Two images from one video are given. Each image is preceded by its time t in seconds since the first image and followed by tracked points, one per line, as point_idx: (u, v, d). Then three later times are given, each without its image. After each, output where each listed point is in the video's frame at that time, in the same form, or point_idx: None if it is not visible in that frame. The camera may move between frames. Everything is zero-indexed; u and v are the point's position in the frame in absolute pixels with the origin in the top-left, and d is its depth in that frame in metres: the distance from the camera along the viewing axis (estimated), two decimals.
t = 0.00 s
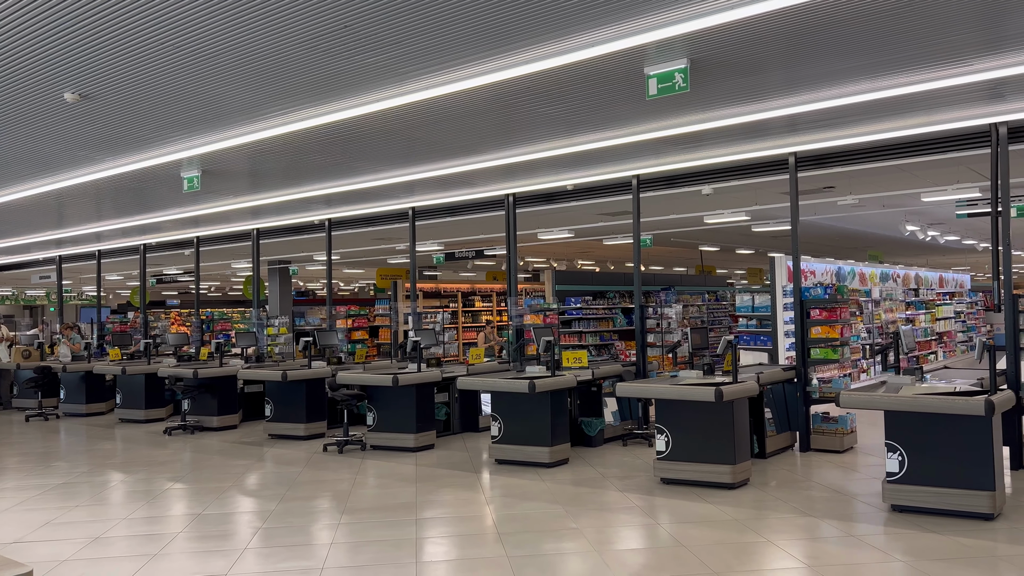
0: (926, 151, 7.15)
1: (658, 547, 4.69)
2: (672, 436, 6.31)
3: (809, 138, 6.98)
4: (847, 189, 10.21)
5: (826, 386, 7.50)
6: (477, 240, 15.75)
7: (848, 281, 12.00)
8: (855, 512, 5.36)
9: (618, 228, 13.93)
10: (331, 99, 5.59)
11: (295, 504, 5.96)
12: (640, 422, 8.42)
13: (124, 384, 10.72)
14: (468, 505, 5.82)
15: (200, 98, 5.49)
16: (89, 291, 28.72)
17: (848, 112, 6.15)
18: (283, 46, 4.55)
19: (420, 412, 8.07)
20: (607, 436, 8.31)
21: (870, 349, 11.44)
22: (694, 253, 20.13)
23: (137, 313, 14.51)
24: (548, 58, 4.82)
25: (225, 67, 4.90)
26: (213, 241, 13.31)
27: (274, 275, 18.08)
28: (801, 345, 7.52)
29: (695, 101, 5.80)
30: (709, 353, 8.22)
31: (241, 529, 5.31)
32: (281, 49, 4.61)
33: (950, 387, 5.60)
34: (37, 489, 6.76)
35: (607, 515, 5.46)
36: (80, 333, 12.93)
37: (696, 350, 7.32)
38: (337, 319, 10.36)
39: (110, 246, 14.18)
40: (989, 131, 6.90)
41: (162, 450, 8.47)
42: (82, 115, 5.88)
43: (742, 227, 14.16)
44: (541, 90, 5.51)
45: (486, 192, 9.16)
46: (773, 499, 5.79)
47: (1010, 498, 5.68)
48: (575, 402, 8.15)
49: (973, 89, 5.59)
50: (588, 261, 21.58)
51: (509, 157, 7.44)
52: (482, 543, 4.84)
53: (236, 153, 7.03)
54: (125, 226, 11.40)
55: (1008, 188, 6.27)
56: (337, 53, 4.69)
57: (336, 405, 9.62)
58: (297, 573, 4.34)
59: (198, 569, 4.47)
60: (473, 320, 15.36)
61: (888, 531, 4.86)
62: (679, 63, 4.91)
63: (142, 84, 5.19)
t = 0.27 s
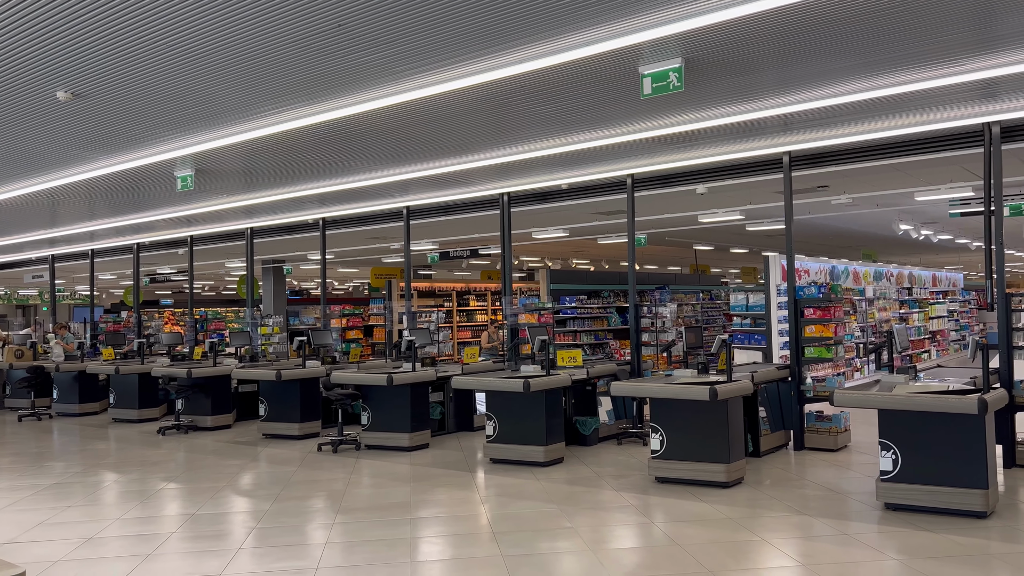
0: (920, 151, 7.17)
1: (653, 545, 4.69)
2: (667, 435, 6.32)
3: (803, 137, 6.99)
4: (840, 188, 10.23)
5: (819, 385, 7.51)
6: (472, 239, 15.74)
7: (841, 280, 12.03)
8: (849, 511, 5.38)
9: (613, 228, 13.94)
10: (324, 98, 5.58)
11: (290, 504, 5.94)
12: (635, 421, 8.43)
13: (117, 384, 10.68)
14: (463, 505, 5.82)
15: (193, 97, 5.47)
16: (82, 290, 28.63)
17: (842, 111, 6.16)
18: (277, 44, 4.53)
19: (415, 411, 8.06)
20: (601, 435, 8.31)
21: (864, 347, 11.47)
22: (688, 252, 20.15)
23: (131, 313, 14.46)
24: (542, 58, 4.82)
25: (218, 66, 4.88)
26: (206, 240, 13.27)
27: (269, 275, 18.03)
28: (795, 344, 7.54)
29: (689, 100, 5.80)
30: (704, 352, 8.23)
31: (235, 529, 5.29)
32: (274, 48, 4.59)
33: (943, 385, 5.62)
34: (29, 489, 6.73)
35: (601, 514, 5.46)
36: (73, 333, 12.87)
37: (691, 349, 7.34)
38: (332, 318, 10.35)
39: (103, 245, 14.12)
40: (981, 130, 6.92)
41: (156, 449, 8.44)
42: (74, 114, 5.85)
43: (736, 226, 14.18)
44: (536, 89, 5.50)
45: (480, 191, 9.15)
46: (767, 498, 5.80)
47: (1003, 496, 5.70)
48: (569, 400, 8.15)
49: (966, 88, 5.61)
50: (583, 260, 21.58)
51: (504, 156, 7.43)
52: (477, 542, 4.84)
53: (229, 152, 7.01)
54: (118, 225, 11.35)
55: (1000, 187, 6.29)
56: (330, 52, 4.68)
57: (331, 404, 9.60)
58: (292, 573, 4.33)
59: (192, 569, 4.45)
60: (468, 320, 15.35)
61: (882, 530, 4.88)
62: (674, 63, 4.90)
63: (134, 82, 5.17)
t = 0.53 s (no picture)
0: (915, 150, 7.19)
1: (649, 544, 4.69)
2: (663, 434, 6.33)
3: (798, 136, 7.00)
4: (836, 187, 10.25)
5: (815, 383, 7.53)
6: (468, 238, 15.73)
7: (837, 278, 12.05)
8: (845, 508, 5.39)
9: (609, 226, 13.94)
10: (319, 97, 5.57)
11: (286, 503, 5.94)
12: (631, 419, 8.43)
13: (112, 383, 10.65)
14: (459, 503, 5.82)
15: (188, 95, 5.45)
16: (77, 289, 28.55)
17: (837, 110, 6.17)
18: (272, 43, 4.52)
19: (411, 410, 8.06)
20: (598, 433, 8.31)
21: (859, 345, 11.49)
22: (684, 251, 20.16)
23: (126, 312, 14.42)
24: (537, 56, 4.82)
25: (213, 64, 4.87)
26: (202, 239, 13.24)
27: (264, 273, 18.00)
28: (791, 342, 7.55)
29: (684, 98, 5.80)
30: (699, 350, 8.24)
31: (231, 528, 5.29)
32: (269, 46, 4.59)
33: (938, 384, 5.63)
34: (24, 489, 6.71)
35: (598, 512, 5.47)
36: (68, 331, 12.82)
37: (687, 348, 7.35)
38: (328, 317, 10.33)
39: (98, 244, 14.08)
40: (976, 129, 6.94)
41: (151, 449, 8.42)
42: (69, 112, 5.83)
43: (732, 224, 14.19)
44: (531, 87, 5.50)
45: (477, 190, 9.15)
46: (763, 496, 5.82)
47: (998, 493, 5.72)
48: (565, 399, 8.15)
49: (961, 87, 5.62)
50: (579, 259, 21.58)
51: (500, 155, 7.43)
52: (473, 541, 4.84)
53: (225, 150, 7.00)
54: (113, 224, 11.32)
55: (995, 185, 6.31)
56: (325, 51, 4.68)
57: (327, 403, 9.60)
58: (288, 572, 4.32)
59: (188, 568, 4.45)
60: (464, 318, 15.33)
61: (878, 527, 4.89)
62: (669, 61, 4.90)
63: (129, 81, 5.16)
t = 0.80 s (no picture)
0: (912, 148, 7.19)
1: (647, 541, 4.70)
2: (661, 432, 6.33)
3: (796, 134, 7.01)
4: (833, 185, 10.26)
5: (812, 380, 7.54)
6: (466, 236, 15.73)
7: (835, 276, 12.06)
8: (843, 506, 5.40)
9: (607, 224, 13.94)
10: (317, 94, 5.56)
11: (284, 501, 5.94)
12: (629, 417, 8.44)
13: (110, 381, 10.64)
14: (457, 501, 5.82)
15: (185, 93, 5.44)
16: (74, 287, 28.52)
17: (835, 108, 6.18)
18: (268, 41, 4.52)
19: (409, 408, 8.06)
20: (596, 431, 8.32)
21: (857, 343, 11.50)
22: (683, 249, 20.17)
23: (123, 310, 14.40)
24: (535, 54, 4.81)
25: (210, 62, 4.86)
26: (199, 237, 13.23)
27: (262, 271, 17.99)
28: (789, 340, 7.56)
29: (682, 96, 5.80)
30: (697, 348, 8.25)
31: (229, 526, 5.29)
32: (266, 44, 4.58)
33: (936, 381, 5.64)
34: (22, 487, 6.70)
35: (596, 510, 5.47)
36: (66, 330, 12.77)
37: (685, 346, 7.35)
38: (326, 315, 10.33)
39: (95, 242, 14.05)
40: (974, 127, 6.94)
41: (149, 447, 8.41)
42: (66, 110, 5.82)
43: (730, 222, 14.19)
44: (529, 85, 5.50)
45: (474, 188, 9.15)
46: (761, 493, 5.82)
47: (995, 490, 5.73)
48: (564, 397, 8.15)
49: (959, 85, 5.63)
50: (577, 257, 21.58)
51: (497, 153, 7.43)
52: (472, 538, 4.84)
53: (222, 148, 6.98)
54: (110, 222, 11.31)
55: (993, 183, 6.30)
56: (323, 49, 4.67)
57: (325, 401, 9.60)
58: (286, 570, 4.32)
59: (186, 566, 4.45)
60: (462, 316, 15.33)
61: (875, 525, 4.91)
62: (667, 59, 4.90)
63: (127, 78, 5.15)
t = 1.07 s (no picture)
0: (911, 145, 7.19)
1: (646, 538, 4.71)
2: (660, 429, 6.33)
3: (795, 131, 7.00)
4: (832, 182, 10.26)
5: (811, 378, 7.54)
6: (465, 234, 15.72)
7: (833, 273, 12.07)
8: (842, 503, 5.41)
9: (606, 222, 13.93)
10: (317, 91, 5.55)
11: (283, 499, 5.94)
12: (628, 414, 8.44)
13: (109, 379, 10.63)
14: (456, 499, 5.83)
15: (184, 91, 5.44)
16: (72, 285, 28.51)
17: (834, 105, 6.18)
18: (267, 38, 4.52)
19: (408, 405, 8.06)
20: (595, 429, 8.32)
21: (856, 341, 11.52)
22: (682, 246, 20.18)
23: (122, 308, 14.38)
24: (534, 51, 4.81)
25: (210, 60, 4.85)
26: (198, 235, 13.22)
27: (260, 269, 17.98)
28: (788, 338, 7.56)
29: (682, 93, 5.79)
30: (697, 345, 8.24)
31: (229, 524, 5.29)
32: (265, 42, 4.58)
33: (935, 378, 5.65)
34: (21, 485, 6.70)
35: (595, 507, 5.47)
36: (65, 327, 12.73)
37: (684, 344, 7.33)
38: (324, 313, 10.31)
39: (94, 240, 14.03)
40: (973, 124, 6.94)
41: (148, 445, 8.41)
42: (65, 107, 5.82)
43: (729, 220, 14.19)
44: (528, 83, 5.49)
45: (473, 185, 9.14)
46: (760, 491, 5.83)
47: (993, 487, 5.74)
48: (563, 394, 8.15)
49: (958, 82, 5.63)
50: (576, 255, 21.58)
51: (496, 151, 7.43)
52: (471, 536, 4.85)
53: (221, 146, 6.98)
54: (109, 220, 11.30)
55: (992, 181, 6.30)
56: (322, 46, 4.66)
57: (324, 399, 9.59)
58: (286, 567, 4.32)
59: (185, 563, 4.45)
60: (461, 314, 15.33)
61: (873, 522, 4.91)
62: (666, 56, 4.90)
63: (126, 76, 5.14)
